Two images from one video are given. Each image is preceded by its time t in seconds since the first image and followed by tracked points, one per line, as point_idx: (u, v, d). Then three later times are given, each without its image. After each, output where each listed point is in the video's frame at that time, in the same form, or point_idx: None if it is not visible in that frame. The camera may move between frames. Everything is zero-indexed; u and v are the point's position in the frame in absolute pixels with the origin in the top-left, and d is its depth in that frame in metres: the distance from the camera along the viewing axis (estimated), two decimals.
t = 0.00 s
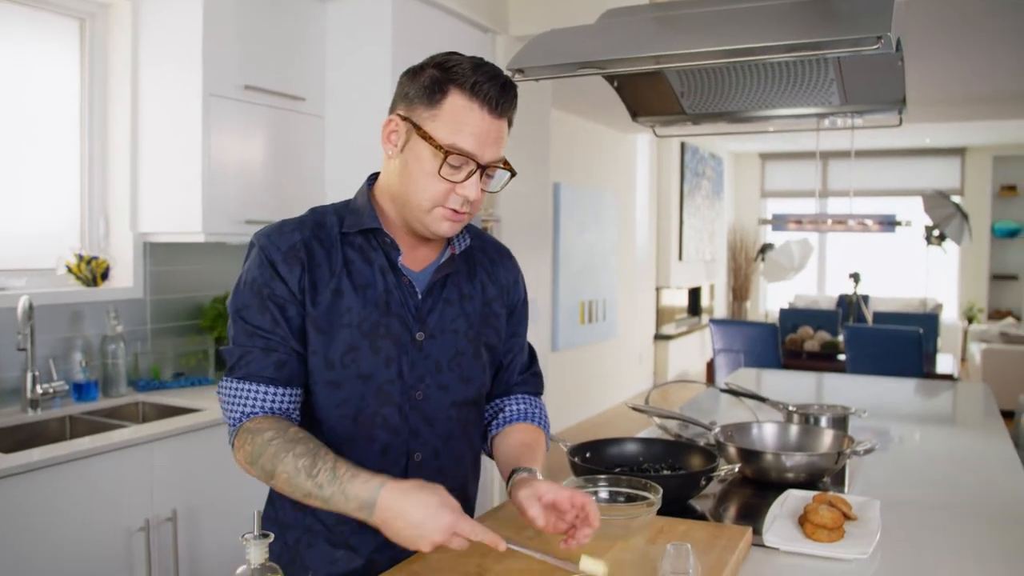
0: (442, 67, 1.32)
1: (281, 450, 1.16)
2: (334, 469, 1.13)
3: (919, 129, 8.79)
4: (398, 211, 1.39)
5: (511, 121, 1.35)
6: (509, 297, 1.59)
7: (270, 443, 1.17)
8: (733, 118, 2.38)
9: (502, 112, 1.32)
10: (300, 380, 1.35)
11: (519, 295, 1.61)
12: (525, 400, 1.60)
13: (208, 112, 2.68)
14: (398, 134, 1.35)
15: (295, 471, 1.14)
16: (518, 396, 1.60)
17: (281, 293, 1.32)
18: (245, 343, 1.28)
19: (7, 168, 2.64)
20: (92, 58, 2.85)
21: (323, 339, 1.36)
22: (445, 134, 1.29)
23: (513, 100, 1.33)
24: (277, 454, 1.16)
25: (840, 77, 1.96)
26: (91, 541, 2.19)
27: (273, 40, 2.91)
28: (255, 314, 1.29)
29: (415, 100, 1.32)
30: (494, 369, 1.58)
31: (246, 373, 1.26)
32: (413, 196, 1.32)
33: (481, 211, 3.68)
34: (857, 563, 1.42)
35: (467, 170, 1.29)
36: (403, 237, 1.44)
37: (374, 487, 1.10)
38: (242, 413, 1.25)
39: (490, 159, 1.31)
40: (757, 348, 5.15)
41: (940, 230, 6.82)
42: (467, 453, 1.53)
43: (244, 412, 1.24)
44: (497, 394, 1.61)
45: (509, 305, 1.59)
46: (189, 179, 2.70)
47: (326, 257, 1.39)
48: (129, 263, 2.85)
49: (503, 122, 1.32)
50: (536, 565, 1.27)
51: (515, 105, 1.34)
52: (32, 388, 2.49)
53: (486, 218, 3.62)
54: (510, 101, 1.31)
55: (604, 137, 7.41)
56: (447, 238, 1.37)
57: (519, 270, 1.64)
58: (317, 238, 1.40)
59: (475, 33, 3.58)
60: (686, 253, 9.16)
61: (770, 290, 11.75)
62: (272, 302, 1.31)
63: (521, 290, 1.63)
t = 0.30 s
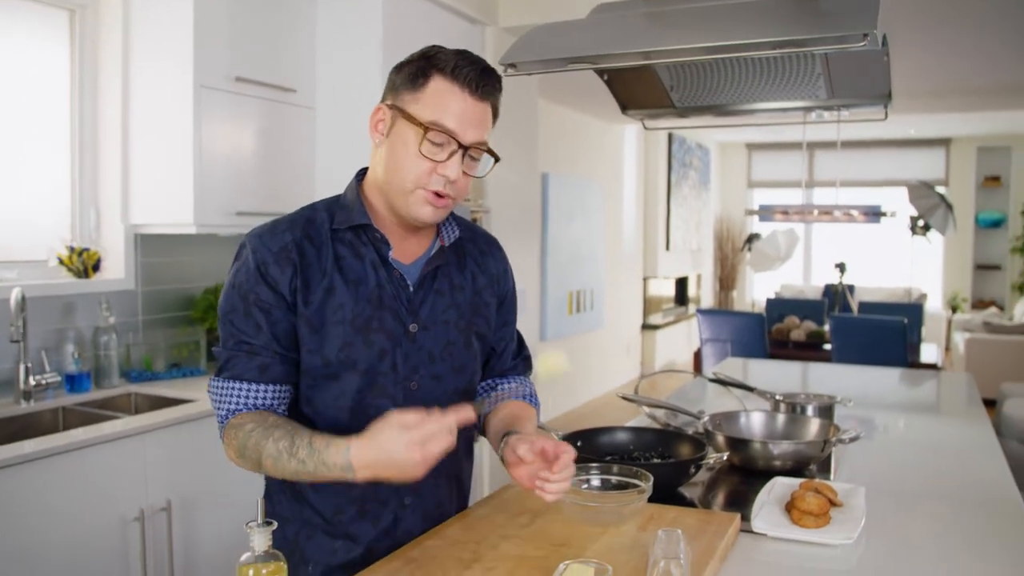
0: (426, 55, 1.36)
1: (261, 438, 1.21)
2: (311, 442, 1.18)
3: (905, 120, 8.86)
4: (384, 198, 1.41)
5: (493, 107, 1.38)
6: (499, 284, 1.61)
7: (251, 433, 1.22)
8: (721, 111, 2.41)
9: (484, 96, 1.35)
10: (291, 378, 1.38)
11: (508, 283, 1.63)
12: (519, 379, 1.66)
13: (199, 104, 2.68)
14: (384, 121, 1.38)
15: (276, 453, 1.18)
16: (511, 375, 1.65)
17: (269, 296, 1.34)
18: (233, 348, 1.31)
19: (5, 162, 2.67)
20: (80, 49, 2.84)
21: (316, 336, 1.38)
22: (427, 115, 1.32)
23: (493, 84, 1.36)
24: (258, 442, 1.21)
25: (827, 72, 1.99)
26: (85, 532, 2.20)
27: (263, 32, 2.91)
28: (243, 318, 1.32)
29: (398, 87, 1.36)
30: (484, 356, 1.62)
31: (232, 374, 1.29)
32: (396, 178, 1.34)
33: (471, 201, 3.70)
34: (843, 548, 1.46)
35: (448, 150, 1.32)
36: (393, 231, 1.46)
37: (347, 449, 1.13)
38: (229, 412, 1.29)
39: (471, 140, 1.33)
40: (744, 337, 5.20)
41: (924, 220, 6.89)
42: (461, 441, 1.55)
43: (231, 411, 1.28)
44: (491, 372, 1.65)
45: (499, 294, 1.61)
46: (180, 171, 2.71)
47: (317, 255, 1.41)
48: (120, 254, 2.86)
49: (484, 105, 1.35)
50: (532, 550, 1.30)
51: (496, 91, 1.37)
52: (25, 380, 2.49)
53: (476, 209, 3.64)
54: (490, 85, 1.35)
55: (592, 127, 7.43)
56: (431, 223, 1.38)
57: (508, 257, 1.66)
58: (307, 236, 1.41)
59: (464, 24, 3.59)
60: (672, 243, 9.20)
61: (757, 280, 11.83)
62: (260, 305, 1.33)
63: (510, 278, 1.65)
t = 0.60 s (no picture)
0: (423, 56, 1.41)
1: (258, 401, 1.22)
2: (302, 382, 1.19)
3: (896, 119, 8.92)
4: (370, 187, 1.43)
5: (483, 112, 1.42)
6: (486, 277, 1.65)
7: (248, 401, 1.23)
8: (713, 111, 2.44)
9: (475, 99, 1.39)
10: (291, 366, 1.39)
11: (494, 276, 1.67)
12: (503, 371, 1.70)
13: (196, 103, 2.70)
14: (378, 113, 1.41)
15: (273, 406, 1.20)
16: (494, 367, 1.69)
17: (266, 284, 1.36)
18: (235, 336, 1.32)
19: (4, 161, 2.68)
20: (77, 48, 2.85)
21: (311, 325, 1.41)
22: (419, 108, 1.35)
23: (485, 91, 1.41)
24: (256, 406, 1.22)
25: (818, 73, 2.03)
26: (85, 528, 2.22)
27: (259, 31, 2.92)
28: (241, 306, 1.33)
29: (395, 82, 1.40)
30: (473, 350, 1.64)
31: (235, 359, 1.30)
32: (383, 164, 1.36)
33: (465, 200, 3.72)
34: (833, 541, 1.50)
35: (437, 142, 1.35)
36: (381, 223, 1.49)
37: (328, 365, 1.15)
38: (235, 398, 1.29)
39: (459, 137, 1.36)
40: (735, 335, 5.24)
41: (914, 218, 6.95)
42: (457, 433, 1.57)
43: (235, 395, 1.28)
44: (477, 365, 1.69)
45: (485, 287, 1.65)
46: (177, 169, 2.73)
47: (310, 247, 1.43)
48: (117, 253, 2.87)
49: (474, 107, 1.39)
50: (529, 544, 1.33)
51: (488, 97, 1.42)
52: (23, 377, 2.50)
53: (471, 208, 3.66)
54: (482, 89, 1.40)
55: (584, 125, 7.46)
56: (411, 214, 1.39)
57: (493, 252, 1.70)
58: (299, 230, 1.43)
59: (459, 24, 3.61)
60: (665, 241, 9.24)
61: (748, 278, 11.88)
62: (257, 293, 1.35)
63: (496, 272, 1.69)
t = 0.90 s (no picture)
0: (417, 58, 1.42)
1: (279, 398, 1.25)
2: (328, 382, 1.23)
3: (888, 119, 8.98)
4: (370, 184, 1.45)
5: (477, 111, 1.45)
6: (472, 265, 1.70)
7: (265, 399, 1.25)
8: (707, 111, 2.47)
9: (471, 100, 1.42)
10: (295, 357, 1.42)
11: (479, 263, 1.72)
12: (487, 358, 1.73)
13: (194, 103, 2.72)
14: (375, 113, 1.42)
15: (299, 406, 1.23)
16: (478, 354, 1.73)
17: (269, 279, 1.38)
18: (239, 331, 1.34)
19: (4, 161, 2.70)
20: (77, 48, 2.87)
21: (314, 317, 1.43)
22: (420, 110, 1.37)
23: (478, 92, 1.44)
24: (276, 404, 1.25)
25: (810, 75, 2.06)
26: (85, 524, 2.24)
27: (257, 31, 2.95)
28: (245, 301, 1.36)
29: (392, 83, 1.41)
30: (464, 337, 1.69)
31: (240, 355, 1.32)
32: (385, 165, 1.39)
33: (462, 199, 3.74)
34: (825, 532, 1.53)
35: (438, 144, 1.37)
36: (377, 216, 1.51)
37: (360, 370, 1.20)
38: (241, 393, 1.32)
39: (459, 139, 1.39)
40: (729, 334, 5.28)
41: (906, 219, 7.00)
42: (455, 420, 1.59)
43: (244, 389, 1.31)
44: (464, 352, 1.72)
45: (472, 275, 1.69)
46: (175, 169, 2.75)
47: (310, 241, 1.45)
48: (116, 251, 2.88)
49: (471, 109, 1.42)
50: (528, 535, 1.35)
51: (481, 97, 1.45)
52: (23, 375, 2.52)
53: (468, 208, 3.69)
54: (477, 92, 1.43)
55: (579, 125, 7.49)
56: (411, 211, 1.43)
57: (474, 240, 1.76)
58: (298, 224, 1.45)
59: (455, 25, 3.64)
60: (658, 241, 9.28)
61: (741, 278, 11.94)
62: (261, 288, 1.37)
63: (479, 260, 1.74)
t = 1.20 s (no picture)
0: (430, 85, 1.59)
1: (369, 390, 1.40)
2: (417, 375, 1.43)
3: (884, 118, 9.00)
4: (385, 195, 1.62)
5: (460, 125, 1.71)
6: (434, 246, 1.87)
7: (354, 391, 1.39)
8: (703, 109, 2.49)
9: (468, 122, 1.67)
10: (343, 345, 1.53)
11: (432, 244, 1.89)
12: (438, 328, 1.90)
13: (194, 102, 2.73)
14: (399, 136, 1.57)
15: (391, 397, 1.40)
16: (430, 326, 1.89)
17: (317, 276, 1.48)
18: (300, 327, 1.43)
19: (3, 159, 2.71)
20: (75, 47, 2.87)
21: (355, 307, 1.55)
22: (443, 142, 1.59)
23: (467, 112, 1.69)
24: (366, 395, 1.40)
25: (805, 73, 2.08)
26: (85, 520, 2.25)
27: (256, 30, 2.96)
28: (301, 298, 1.45)
29: (413, 110, 1.57)
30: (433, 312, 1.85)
31: (309, 350, 1.42)
32: (410, 186, 1.60)
33: (460, 197, 3.75)
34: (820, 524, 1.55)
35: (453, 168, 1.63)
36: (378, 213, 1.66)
37: (452, 366, 1.44)
38: (314, 383, 1.42)
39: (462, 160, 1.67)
40: (725, 331, 5.30)
41: (903, 217, 7.02)
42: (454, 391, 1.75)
43: (319, 380, 1.42)
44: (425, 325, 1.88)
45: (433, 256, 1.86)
46: (175, 167, 2.76)
47: (342, 238, 1.55)
48: (115, 249, 2.89)
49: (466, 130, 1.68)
50: (528, 526, 1.37)
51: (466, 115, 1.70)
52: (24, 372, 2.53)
53: (466, 206, 3.70)
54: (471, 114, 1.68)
55: (576, 124, 7.50)
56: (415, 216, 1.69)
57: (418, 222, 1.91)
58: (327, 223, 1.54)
59: (453, 23, 3.65)
60: (655, 239, 9.30)
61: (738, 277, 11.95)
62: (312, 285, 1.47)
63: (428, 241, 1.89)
